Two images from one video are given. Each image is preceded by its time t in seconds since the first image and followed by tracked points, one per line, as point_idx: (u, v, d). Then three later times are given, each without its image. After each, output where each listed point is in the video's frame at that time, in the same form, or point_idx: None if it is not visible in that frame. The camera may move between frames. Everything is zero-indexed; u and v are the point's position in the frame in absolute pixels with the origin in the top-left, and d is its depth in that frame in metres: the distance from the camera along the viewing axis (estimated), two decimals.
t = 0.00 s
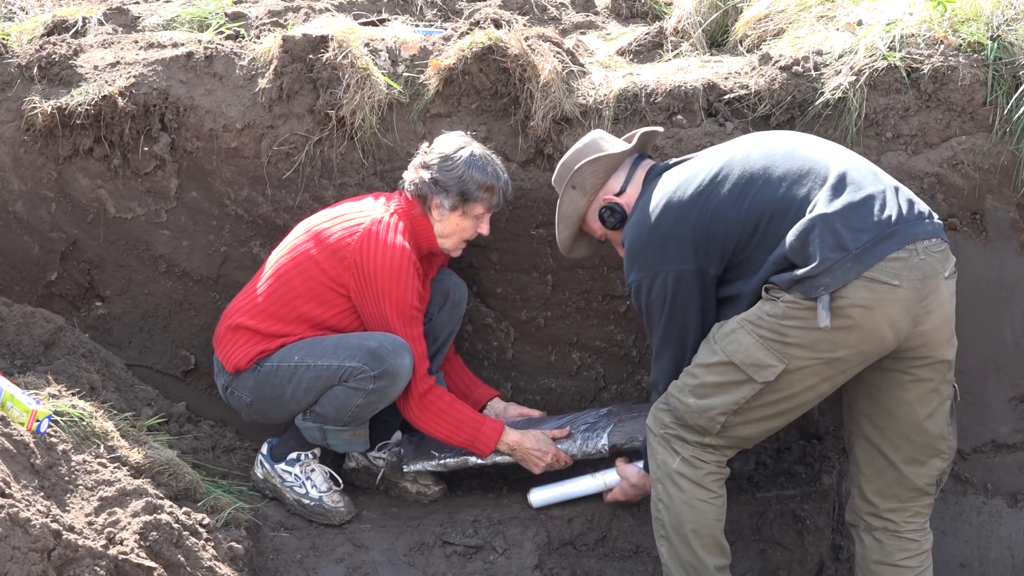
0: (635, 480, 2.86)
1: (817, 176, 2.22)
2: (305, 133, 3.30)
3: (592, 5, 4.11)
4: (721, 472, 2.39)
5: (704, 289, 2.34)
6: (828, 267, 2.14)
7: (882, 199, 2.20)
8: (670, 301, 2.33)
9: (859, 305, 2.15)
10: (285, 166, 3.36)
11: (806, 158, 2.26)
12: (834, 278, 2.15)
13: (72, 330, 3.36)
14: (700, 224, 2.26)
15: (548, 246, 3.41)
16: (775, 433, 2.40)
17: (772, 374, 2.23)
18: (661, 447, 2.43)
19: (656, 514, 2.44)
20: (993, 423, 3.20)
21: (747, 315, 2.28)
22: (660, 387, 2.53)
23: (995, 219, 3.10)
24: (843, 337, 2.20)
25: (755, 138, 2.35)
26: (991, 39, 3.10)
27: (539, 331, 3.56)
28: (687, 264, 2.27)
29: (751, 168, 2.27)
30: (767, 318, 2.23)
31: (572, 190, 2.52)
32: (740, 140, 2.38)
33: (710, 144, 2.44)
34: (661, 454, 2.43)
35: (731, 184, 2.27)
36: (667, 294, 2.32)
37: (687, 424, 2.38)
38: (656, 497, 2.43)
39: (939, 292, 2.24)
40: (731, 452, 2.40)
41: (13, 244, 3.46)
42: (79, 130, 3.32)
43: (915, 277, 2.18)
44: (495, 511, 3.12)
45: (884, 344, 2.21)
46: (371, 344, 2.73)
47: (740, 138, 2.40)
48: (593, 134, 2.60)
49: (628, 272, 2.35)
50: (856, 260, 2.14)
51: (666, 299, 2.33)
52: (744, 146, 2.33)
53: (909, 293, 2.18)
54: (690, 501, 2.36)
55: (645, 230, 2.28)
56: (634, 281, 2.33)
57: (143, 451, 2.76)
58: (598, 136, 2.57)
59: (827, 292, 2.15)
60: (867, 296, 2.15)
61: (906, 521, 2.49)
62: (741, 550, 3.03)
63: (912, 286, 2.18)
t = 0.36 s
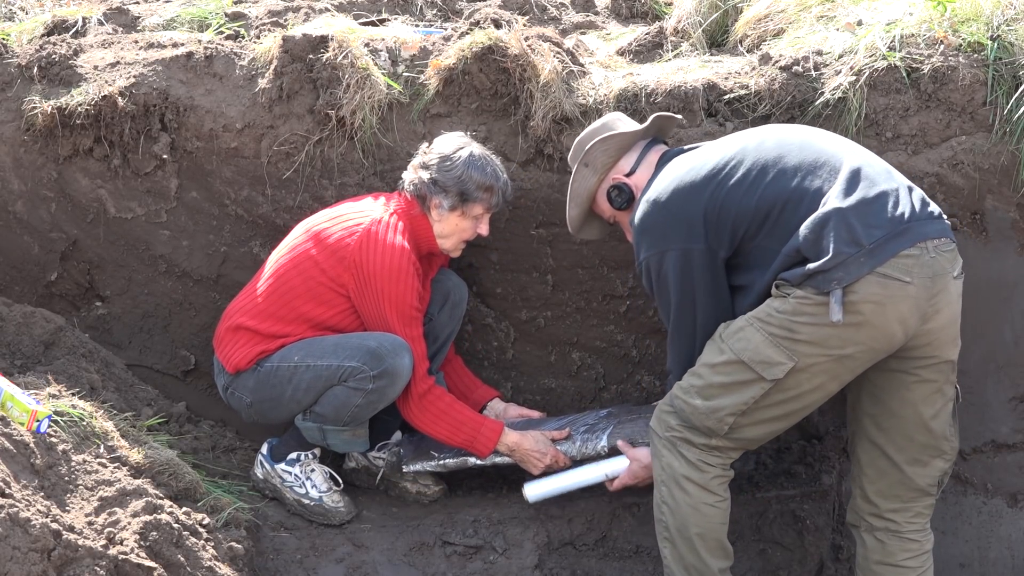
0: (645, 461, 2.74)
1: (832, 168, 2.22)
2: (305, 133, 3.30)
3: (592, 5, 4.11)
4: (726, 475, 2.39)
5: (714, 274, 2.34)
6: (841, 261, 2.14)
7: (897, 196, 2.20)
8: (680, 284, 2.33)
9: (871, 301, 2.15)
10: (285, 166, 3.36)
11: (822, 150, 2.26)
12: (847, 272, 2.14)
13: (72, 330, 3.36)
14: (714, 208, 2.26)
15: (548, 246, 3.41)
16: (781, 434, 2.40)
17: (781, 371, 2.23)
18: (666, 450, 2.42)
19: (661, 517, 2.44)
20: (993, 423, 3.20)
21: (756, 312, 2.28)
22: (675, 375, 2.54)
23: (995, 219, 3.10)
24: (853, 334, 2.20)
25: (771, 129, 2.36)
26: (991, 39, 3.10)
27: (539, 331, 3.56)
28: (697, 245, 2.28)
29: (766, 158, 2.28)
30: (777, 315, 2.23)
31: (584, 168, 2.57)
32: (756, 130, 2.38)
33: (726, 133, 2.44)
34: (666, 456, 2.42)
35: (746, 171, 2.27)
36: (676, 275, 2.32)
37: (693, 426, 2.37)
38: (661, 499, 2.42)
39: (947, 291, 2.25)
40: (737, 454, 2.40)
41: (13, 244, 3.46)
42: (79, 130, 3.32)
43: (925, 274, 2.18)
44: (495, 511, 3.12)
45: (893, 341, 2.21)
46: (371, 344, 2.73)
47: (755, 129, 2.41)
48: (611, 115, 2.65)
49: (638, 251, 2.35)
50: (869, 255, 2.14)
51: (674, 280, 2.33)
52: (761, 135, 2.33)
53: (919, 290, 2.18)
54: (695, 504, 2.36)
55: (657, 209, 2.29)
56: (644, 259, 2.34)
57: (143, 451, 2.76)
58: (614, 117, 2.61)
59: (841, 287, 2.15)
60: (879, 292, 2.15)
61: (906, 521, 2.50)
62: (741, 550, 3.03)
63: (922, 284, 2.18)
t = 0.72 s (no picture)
0: (648, 443, 2.72)
1: (836, 167, 2.22)
2: (305, 133, 3.30)
3: (592, 5, 4.11)
4: (728, 475, 2.39)
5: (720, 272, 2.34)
6: (845, 260, 2.14)
7: (901, 195, 2.20)
8: (685, 282, 2.33)
9: (874, 300, 2.15)
10: (285, 166, 3.36)
11: (827, 149, 2.26)
12: (850, 272, 2.15)
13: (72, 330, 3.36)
14: (719, 207, 2.26)
15: (548, 246, 3.41)
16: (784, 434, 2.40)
17: (784, 370, 2.23)
18: (668, 450, 2.42)
19: (663, 516, 2.44)
20: (993, 423, 3.20)
21: (759, 311, 2.28)
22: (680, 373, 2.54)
23: (995, 219, 3.10)
24: (856, 333, 2.20)
25: (776, 128, 2.36)
26: (991, 39, 3.10)
27: (539, 331, 3.56)
28: (704, 244, 2.28)
29: (771, 156, 2.28)
30: (780, 315, 2.24)
31: (591, 164, 2.57)
32: (761, 129, 2.38)
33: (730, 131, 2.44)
34: (668, 456, 2.42)
35: (751, 170, 2.27)
36: (682, 274, 2.32)
37: (695, 425, 2.37)
38: (663, 499, 2.42)
39: (950, 291, 2.25)
40: (739, 454, 2.40)
41: (13, 244, 3.46)
42: (79, 130, 3.32)
43: (929, 274, 2.18)
44: (495, 511, 3.11)
45: (896, 340, 2.21)
46: (371, 344, 2.73)
47: (759, 128, 2.40)
48: (619, 114, 2.68)
49: (645, 250, 2.35)
50: (874, 255, 2.14)
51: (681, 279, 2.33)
52: (765, 134, 2.33)
53: (922, 290, 2.18)
54: (696, 504, 2.36)
55: (664, 208, 2.28)
56: (651, 258, 2.33)
57: (143, 451, 2.76)
58: (622, 116, 2.64)
59: (843, 286, 2.15)
60: (882, 291, 2.15)
61: (907, 521, 2.50)
62: (741, 550, 3.03)
63: (926, 284, 2.18)
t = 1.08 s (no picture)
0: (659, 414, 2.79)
1: (837, 166, 2.22)
2: (305, 133, 3.30)
3: (592, 5, 4.11)
4: (729, 474, 2.39)
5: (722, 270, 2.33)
6: (846, 258, 2.14)
7: (902, 194, 2.20)
8: (687, 280, 2.33)
9: (874, 299, 2.16)
10: (285, 166, 3.36)
11: (828, 148, 2.26)
12: (851, 270, 2.15)
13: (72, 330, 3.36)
14: (722, 205, 2.26)
15: (548, 246, 3.41)
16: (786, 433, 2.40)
17: (785, 369, 2.23)
18: (670, 450, 2.42)
19: (664, 515, 2.44)
20: (993, 423, 3.20)
21: (760, 311, 2.28)
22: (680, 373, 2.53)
23: (995, 219, 3.10)
24: (857, 331, 2.20)
25: (777, 127, 2.36)
26: (991, 39, 3.11)
27: (539, 331, 3.56)
28: (706, 242, 2.27)
29: (772, 155, 2.28)
30: (781, 313, 2.24)
31: (595, 166, 2.59)
32: (762, 128, 2.38)
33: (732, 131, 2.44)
34: (670, 455, 2.42)
35: (752, 169, 2.27)
36: (684, 272, 2.31)
37: (696, 424, 2.37)
38: (664, 498, 2.43)
39: (952, 290, 2.24)
40: (740, 453, 2.40)
41: (13, 244, 3.46)
42: (79, 130, 3.32)
43: (930, 272, 2.18)
44: (495, 510, 3.11)
45: (897, 339, 2.21)
46: (372, 344, 2.73)
47: (761, 127, 2.41)
48: (624, 114, 2.68)
49: (647, 247, 2.34)
50: (874, 254, 2.15)
51: (682, 277, 2.32)
52: (767, 133, 2.33)
53: (923, 288, 2.18)
54: (697, 504, 2.36)
55: (666, 205, 2.28)
56: (653, 256, 2.33)
57: (143, 451, 2.76)
58: (626, 116, 2.63)
59: (844, 284, 2.15)
60: (883, 289, 2.16)
61: (907, 521, 2.50)
62: (741, 550, 3.03)
63: (927, 282, 2.18)
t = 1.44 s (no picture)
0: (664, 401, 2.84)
1: (838, 165, 2.23)
2: (305, 133, 3.30)
3: (592, 5, 4.11)
4: (729, 473, 2.39)
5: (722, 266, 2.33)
6: (845, 257, 2.14)
7: (903, 194, 2.20)
8: (686, 274, 2.33)
9: (873, 298, 2.16)
10: (285, 166, 3.36)
11: (829, 147, 2.27)
12: (850, 269, 2.15)
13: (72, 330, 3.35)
14: (722, 201, 2.26)
15: (548, 246, 3.41)
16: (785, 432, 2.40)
17: (784, 368, 2.23)
18: (670, 449, 2.42)
19: (664, 514, 2.44)
20: (993, 423, 3.20)
21: (760, 310, 2.28)
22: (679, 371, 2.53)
23: (995, 219, 3.10)
24: (855, 331, 2.20)
25: (779, 125, 2.36)
26: (991, 39, 3.11)
27: (539, 331, 3.56)
28: (705, 236, 2.28)
29: (773, 153, 2.28)
30: (780, 313, 2.24)
31: (598, 161, 2.60)
32: (765, 126, 2.39)
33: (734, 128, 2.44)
34: (670, 455, 2.42)
35: (753, 165, 2.28)
36: (684, 266, 2.31)
37: (696, 423, 2.37)
38: (664, 498, 2.43)
39: (951, 290, 2.24)
40: (740, 452, 2.40)
41: (13, 244, 3.46)
42: (79, 130, 3.32)
43: (929, 272, 2.18)
44: (495, 510, 3.11)
45: (896, 338, 2.21)
46: (373, 345, 2.74)
47: (763, 125, 2.41)
48: (629, 109, 2.69)
49: (647, 240, 2.35)
50: (874, 252, 2.15)
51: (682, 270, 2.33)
52: (769, 131, 2.33)
53: (922, 288, 2.18)
54: (698, 503, 2.36)
55: (666, 198, 2.28)
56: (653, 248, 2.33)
57: (143, 451, 2.76)
58: (633, 111, 2.67)
59: (843, 283, 2.16)
60: (881, 288, 2.16)
61: (907, 521, 2.50)
62: (741, 550, 3.03)
63: (926, 281, 2.18)
